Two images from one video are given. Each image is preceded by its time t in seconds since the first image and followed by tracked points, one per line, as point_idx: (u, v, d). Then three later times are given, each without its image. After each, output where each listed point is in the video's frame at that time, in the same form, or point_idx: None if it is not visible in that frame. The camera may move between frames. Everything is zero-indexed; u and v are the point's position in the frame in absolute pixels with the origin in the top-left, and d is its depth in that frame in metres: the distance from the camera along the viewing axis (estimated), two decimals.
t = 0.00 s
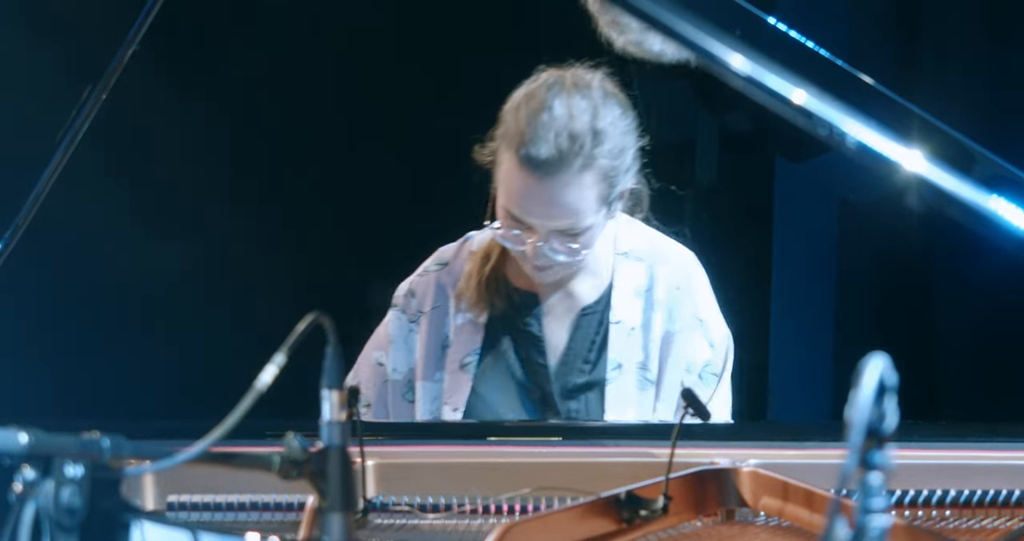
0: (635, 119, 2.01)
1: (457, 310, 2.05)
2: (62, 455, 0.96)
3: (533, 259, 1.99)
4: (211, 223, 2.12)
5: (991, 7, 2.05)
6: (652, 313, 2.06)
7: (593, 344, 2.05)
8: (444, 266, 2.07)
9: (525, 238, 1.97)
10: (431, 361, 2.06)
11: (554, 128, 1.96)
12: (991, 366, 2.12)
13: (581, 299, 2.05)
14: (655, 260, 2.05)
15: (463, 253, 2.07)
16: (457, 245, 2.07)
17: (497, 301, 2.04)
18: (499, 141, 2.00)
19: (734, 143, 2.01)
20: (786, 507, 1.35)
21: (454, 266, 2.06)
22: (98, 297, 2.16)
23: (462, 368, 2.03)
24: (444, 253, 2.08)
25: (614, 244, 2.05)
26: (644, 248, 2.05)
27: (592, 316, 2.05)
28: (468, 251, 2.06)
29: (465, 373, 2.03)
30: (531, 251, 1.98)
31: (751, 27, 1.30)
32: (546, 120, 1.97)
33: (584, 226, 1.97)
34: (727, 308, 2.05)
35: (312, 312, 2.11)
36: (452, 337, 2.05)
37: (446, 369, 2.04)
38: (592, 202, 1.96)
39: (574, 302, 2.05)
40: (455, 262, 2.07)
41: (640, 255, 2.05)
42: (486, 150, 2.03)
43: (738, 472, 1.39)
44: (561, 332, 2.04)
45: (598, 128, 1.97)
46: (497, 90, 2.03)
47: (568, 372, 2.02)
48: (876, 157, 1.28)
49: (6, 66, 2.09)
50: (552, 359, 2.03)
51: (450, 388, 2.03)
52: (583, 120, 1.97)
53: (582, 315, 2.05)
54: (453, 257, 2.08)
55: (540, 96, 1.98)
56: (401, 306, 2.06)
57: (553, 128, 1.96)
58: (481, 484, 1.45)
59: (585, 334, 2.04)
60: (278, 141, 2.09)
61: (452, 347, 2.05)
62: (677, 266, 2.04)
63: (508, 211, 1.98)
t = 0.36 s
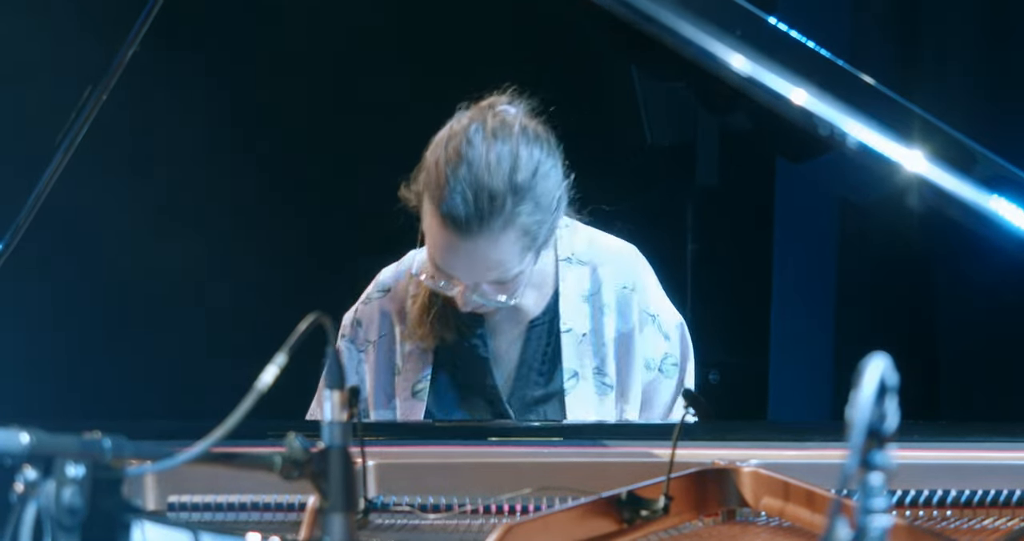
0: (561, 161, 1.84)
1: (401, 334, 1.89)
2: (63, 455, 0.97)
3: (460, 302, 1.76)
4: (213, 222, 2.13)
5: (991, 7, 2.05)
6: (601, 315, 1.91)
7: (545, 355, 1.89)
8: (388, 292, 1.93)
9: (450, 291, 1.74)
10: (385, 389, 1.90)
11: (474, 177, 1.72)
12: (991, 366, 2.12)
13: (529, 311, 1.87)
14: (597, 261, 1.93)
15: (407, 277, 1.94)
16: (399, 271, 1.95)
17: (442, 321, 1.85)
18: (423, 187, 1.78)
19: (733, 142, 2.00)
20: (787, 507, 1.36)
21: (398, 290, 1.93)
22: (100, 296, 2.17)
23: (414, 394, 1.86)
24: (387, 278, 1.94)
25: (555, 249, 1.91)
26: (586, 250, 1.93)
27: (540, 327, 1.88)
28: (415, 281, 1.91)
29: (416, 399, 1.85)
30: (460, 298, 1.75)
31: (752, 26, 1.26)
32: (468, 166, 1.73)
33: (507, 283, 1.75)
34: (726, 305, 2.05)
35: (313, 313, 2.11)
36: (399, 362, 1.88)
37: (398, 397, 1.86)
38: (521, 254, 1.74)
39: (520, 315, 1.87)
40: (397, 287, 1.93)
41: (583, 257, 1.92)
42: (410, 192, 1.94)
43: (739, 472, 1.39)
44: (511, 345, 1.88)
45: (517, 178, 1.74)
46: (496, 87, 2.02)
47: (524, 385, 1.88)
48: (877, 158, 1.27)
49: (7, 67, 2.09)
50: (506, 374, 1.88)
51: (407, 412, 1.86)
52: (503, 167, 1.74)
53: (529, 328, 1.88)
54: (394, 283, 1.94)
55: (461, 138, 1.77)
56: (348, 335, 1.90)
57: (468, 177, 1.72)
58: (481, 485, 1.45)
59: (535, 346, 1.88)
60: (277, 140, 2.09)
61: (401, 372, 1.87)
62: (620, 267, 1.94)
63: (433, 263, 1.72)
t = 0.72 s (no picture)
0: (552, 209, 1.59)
1: (392, 363, 1.71)
2: (64, 456, 0.96)
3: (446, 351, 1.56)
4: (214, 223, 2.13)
5: (992, 8, 2.05)
6: (593, 337, 1.78)
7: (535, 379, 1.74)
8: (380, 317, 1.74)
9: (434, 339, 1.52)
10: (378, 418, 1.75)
11: (462, 216, 1.40)
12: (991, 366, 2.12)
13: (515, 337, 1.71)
14: (587, 282, 1.79)
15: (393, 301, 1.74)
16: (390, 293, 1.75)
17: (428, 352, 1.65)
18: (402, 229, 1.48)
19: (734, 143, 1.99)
20: (788, 508, 1.35)
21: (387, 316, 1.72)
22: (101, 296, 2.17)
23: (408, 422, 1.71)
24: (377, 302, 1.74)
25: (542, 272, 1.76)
26: (573, 271, 1.79)
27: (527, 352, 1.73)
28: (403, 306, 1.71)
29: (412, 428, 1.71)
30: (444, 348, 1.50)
31: (753, 27, 1.25)
32: (460, 204, 1.41)
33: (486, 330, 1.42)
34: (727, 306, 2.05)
35: (315, 314, 2.13)
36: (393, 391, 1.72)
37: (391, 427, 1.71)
38: (510, 306, 1.44)
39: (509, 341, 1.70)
40: (388, 312, 1.73)
41: (571, 278, 1.78)
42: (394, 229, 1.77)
43: (739, 473, 1.39)
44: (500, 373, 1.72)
45: (509, 224, 1.43)
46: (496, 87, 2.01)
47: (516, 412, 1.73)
48: (877, 158, 1.28)
49: (8, 67, 2.09)
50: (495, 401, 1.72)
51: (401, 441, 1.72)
52: (492, 210, 1.42)
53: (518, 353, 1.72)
54: (385, 306, 1.74)
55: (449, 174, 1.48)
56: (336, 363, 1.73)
57: (454, 214, 1.40)
58: (482, 487, 1.44)
59: (523, 371, 1.73)
60: (278, 141, 2.09)
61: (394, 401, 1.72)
62: (610, 285, 1.80)
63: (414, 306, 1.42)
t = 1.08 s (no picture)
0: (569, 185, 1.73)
1: (403, 353, 1.80)
2: (64, 456, 0.96)
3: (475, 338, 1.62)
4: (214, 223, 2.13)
5: (992, 9, 2.05)
6: (604, 332, 1.84)
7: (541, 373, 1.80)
8: (389, 309, 1.83)
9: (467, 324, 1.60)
10: (386, 411, 1.83)
11: (498, 207, 1.55)
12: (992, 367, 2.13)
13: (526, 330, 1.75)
14: (599, 278, 1.86)
15: (405, 294, 1.84)
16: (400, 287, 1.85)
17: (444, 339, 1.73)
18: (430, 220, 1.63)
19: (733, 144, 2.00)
20: (788, 509, 1.35)
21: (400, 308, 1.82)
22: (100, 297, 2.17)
23: (420, 412, 1.79)
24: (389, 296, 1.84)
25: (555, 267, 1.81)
26: (587, 268, 1.85)
27: (539, 347, 1.79)
28: (416, 296, 1.81)
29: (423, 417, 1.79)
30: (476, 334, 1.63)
31: (754, 28, 1.25)
32: (487, 196, 1.55)
33: (529, 309, 1.60)
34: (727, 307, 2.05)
35: (316, 314, 2.13)
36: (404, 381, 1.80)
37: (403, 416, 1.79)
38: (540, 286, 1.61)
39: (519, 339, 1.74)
40: (399, 304, 1.83)
41: (583, 275, 1.84)
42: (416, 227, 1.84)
43: (739, 474, 1.39)
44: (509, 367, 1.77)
45: (537, 208, 1.58)
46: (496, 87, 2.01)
47: (524, 404, 1.80)
48: (877, 160, 1.28)
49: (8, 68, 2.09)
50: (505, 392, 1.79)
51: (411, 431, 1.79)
52: (520, 198, 1.57)
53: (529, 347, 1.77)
54: (396, 300, 1.84)
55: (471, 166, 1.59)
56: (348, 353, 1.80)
57: (489, 209, 1.55)
58: (482, 487, 1.44)
59: (534, 367, 1.79)
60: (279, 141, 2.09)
61: (406, 390, 1.79)
62: (621, 282, 1.87)
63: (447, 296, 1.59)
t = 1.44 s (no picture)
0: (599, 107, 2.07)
1: (425, 304, 2.03)
2: (64, 456, 0.96)
3: (511, 231, 1.91)
4: (213, 223, 2.13)
5: (991, 8, 2.05)
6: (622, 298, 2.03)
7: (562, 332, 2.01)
8: (412, 265, 2.05)
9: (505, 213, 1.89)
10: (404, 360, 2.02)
11: (546, 106, 1.91)
12: (991, 368, 2.14)
13: (549, 288, 2.02)
14: (619, 247, 2.02)
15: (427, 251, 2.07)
16: (424, 247, 2.07)
17: (469, 289, 2.01)
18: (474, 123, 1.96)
19: (733, 143, 2.00)
20: (787, 508, 1.35)
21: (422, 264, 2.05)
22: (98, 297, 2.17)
23: (439, 359, 1.98)
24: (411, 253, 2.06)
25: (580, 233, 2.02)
26: (609, 238, 2.02)
27: (562, 303, 2.01)
28: (441, 253, 2.06)
29: (443, 363, 1.98)
30: (510, 226, 1.91)
31: (753, 29, 1.28)
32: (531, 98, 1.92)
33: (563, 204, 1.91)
34: (725, 307, 2.05)
35: (315, 313, 2.11)
36: (424, 329, 2.01)
37: (422, 362, 1.99)
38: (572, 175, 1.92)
39: (542, 288, 2.02)
40: (422, 261, 2.06)
41: (605, 244, 2.02)
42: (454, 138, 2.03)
43: (739, 473, 1.39)
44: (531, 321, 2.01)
45: (574, 110, 1.93)
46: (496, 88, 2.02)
47: (540, 357, 1.99)
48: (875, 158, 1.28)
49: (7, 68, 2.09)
50: (524, 346, 2.00)
51: (432, 378, 1.96)
52: (560, 101, 1.92)
53: (551, 302, 2.01)
54: (422, 257, 2.06)
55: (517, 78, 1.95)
56: (370, 304, 2.01)
57: (539, 108, 1.91)
58: (482, 486, 1.44)
59: (554, 323, 2.01)
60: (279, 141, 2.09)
61: (426, 338, 2.00)
62: (640, 252, 2.02)
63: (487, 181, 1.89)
